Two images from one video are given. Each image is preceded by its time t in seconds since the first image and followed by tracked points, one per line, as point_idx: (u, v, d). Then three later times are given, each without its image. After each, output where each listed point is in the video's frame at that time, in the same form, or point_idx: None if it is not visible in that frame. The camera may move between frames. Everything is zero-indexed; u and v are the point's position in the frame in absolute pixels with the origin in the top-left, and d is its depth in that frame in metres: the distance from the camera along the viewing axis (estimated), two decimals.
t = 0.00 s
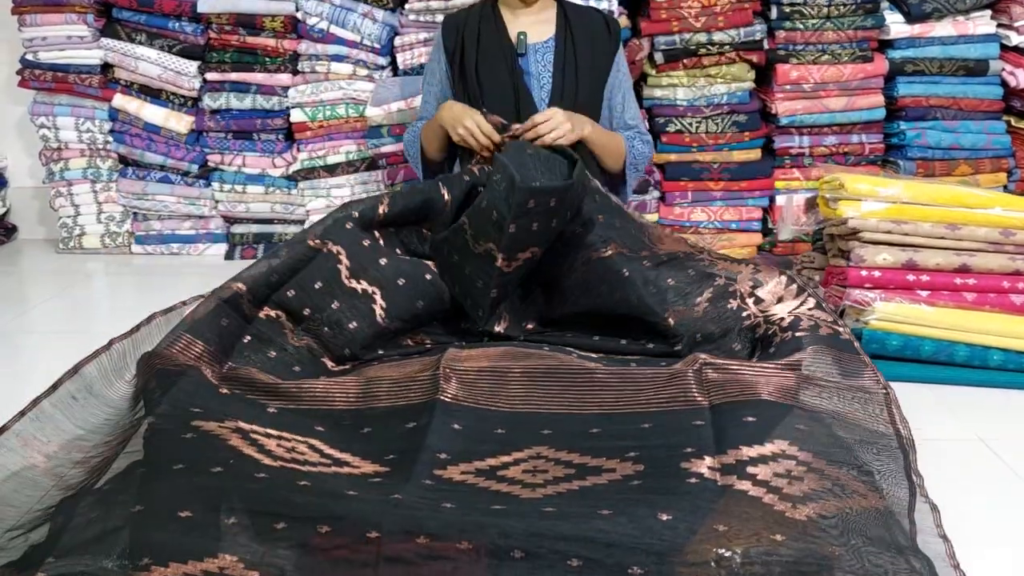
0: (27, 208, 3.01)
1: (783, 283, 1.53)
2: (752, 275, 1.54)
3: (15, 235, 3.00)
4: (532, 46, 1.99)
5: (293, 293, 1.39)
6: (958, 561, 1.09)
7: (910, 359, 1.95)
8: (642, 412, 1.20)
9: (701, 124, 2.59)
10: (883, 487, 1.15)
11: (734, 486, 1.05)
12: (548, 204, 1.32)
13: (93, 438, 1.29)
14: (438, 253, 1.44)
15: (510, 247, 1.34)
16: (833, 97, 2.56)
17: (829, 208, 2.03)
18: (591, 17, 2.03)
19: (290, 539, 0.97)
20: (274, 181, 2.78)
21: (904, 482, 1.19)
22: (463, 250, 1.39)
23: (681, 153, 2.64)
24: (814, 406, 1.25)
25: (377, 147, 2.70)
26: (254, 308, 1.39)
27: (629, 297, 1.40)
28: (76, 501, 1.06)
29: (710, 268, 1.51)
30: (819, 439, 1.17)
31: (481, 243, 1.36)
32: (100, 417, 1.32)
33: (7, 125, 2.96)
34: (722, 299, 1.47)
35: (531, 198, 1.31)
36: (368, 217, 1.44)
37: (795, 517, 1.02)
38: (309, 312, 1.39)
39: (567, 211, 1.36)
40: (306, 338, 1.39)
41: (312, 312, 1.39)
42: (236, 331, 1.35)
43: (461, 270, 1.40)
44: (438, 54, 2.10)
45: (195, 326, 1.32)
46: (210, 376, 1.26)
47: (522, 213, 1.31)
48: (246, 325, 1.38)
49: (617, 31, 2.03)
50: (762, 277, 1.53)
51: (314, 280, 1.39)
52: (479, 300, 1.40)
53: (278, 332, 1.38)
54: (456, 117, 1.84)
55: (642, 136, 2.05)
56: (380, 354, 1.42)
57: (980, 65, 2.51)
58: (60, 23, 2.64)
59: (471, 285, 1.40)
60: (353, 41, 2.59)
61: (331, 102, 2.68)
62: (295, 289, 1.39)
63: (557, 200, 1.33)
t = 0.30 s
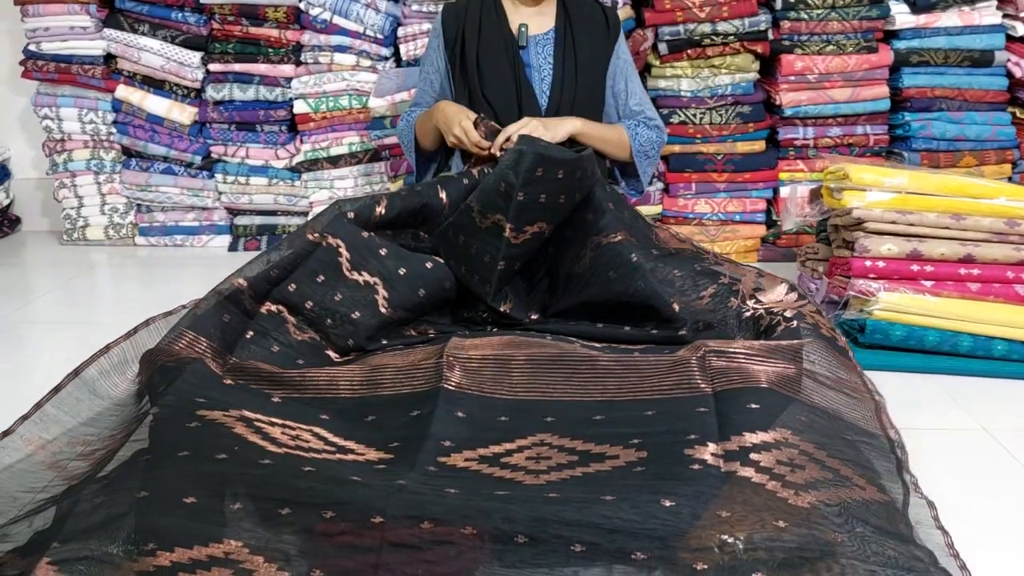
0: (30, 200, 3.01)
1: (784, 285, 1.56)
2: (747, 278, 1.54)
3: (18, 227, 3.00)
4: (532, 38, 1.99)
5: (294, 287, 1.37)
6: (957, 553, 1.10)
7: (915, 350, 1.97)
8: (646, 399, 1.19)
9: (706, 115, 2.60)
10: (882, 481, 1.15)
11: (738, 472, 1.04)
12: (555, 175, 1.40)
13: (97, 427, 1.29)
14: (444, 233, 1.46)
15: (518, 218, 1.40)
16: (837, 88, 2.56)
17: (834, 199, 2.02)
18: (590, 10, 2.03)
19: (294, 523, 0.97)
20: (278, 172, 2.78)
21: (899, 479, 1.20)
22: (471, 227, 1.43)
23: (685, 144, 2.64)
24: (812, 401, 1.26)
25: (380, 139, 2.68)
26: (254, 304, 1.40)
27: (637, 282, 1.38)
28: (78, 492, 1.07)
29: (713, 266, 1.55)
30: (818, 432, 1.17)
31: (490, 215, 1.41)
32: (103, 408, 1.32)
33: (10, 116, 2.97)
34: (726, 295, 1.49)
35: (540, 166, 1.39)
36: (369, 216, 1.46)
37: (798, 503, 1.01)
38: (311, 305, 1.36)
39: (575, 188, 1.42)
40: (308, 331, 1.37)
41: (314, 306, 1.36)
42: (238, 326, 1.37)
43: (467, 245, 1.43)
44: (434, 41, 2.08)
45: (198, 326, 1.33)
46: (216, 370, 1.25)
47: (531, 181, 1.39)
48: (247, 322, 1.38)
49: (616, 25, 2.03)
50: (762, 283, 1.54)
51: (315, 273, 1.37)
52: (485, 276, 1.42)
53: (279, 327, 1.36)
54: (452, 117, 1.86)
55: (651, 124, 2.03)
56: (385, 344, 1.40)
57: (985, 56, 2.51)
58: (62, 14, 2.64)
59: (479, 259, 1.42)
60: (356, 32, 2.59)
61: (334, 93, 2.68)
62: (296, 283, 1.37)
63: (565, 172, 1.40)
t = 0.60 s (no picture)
0: (31, 199, 3.02)
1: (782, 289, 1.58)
2: (745, 281, 1.57)
3: (19, 226, 3.01)
4: (534, 39, 2.00)
5: (294, 288, 1.37)
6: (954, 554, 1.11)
7: (916, 350, 1.98)
8: (646, 398, 1.19)
9: (706, 114, 2.60)
10: (879, 484, 1.15)
11: (738, 472, 1.04)
12: (559, 177, 1.40)
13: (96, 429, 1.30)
14: (445, 234, 1.46)
15: (521, 220, 1.40)
16: (838, 87, 2.57)
17: (834, 198, 2.02)
18: (592, 11, 2.02)
19: (294, 523, 0.97)
20: (279, 171, 2.78)
21: (893, 484, 1.20)
22: (473, 228, 1.43)
23: (686, 142, 2.64)
24: (810, 403, 1.27)
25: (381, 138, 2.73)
26: (253, 305, 1.41)
27: (638, 283, 1.38)
28: (78, 492, 1.08)
29: (712, 269, 1.57)
30: (816, 434, 1.18)
31: (493, 217, 1.41)
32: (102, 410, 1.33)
33: (11, 116, 2.97)
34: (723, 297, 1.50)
35: (544, 168, 1.39)
36: (371, 218, 1.46)
37: (797, 503, 1.02)
38: (311, 308, 1.37)
39: (578, 189, 1.42)
40: (308, 333, 1.38)
41: (314, 307, 1.37)
42: (238, 327, 1.38)
43: (469, 246, 1.43)
44: (436, 38, 2.08)
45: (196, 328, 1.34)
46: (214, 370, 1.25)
47: (535, 184, 1.39)
48: (247, 323, 1.38)
49: (618, 26, 2.03)
50: (760, 287, 1.56)
51: (316, 275, 1.37)
52: (487, 276, 1.42)
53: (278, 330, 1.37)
54: (452, 118, 1.87)
55: (659, 120, 2.02)
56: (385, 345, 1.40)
57: (985, 55, 2.52)
58: (63, 13, 2.64)
59: (480, 259, 1.42)
60: (357, 31, 2.60)
61: (336, 92, 2.68)
62: (295, 284, 1.37)
63: (569, 174, 1.40)
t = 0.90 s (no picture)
0: (33, 196, 3.02)
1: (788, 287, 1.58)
2: (749, 278, 1.56)
3: (21, 224, 3.02)
4: (539, 37, 1.99)
5: (294, 287, 1.38)
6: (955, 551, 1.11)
7: (917, 346, 1.97)
8: (647, 395, 1.19)
9: (708, 111, 2.60)
10: (880, 481, 1.15)
11: (739, 468, 1.04)
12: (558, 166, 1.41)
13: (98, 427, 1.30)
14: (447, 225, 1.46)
15: (520, 210, 1.40)
16: (840, 84, 2.57)
17: (836, 195, 2.02)
18: (596, 8, 2.03)
19: (295, 519, 0.98)
20: (281, 168, 2.78)
21: (895, 482, 1.20)
22: (473, 219, 1.43)
23: (687, 140, 2.64)
24: (812, 400, 1.26)
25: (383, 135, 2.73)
26: (256, 303, 1.40)
27: (640, 277, 1.38)
28: (79, 488, 1.07)
29: (715, 265, 1.56)
30: (817, 430, 1.18)
31: (493, 207, 1.42)
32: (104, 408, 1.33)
33: (13, 113, 2.97)
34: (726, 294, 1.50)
35: (542, 157, 1.40)
36: (370, 219, 1.48)
37: (799, 499, 1.02)
38: (312, 306, 1.37)
39: (577, 181, 1.43)
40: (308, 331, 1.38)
41: (315, 305, 1.37)
42: (240, 327, 1.37)
43: (470, 236, 1.43)
44: (440, 34, 2.07)
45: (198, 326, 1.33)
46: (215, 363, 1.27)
47: (534, 172, 1.40)
48: (249, 322, 1.38)
49: (622, 24, 2.03)
50: (763, 286, 1.55)
51: (316, 273, 1.38)
52: (487, 267, 1.42)
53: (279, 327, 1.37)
54: (449, 111, 1.83)
55: (661, 118, 2.03)
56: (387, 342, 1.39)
57: (987, 52, 2.52)
58: (64, 10, 2.64)
59: (480, 250, 1.42)
60: (359, 28, 2.59)
61: (337, 89, 2.68)
62: (296, 283, 1.38)
63: (567, 164, 1.42)
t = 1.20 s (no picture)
0: (35, 194, 3.02)
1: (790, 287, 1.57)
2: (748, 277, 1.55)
3: (23, 222, 3.02)
4: (542, 35, 1.99)
5: (294, 288, 1.37)
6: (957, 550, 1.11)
7: (920, 345, 1.97)
8: (649, 393, 1.18)
9: (710, 109, 2.59)
10: (881, 479, 1.15)
11: (741, 466, 1.04)
12: (555, 164, 1.41)
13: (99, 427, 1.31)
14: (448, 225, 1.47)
15: (519, 208, 1.40)
16: (842, 82, 2.56)
17: (839, 193, 2.01)
18: (597, 5, 2.03)
19: (297, 517, 0.98)
20: (282, 166, 2.79)
21: (896, 479, 1.20)
22: (472, 218, 1.43)
23: (690, 138, 2.64)
24: (814, 397, 1.26)
25: (384, 133, 2.72)
26: (257, 305, 1.42)
27: (641, 274, 1.37)
28: (81, 486, 1.07)
29: (717, 264, 1.56)
30: (820, 428, 1.17)
31: (492, 207, 1.42)
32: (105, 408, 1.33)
33: (15, 111, 2.97)
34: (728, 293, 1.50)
35: (540, 156, 1.40)
36: (369, 223, 1.51)
37: (801, 498, 1.01)
38: (312, 306, 1.36)
39: (575, 180, 1.43)
40: (308, 332, 1.37)
41: (315, 305, 1.37)
42: (240, 327, 1.37)
43: (469, 234, 1.43)
44: (445, 29, 2.05)
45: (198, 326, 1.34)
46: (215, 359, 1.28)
47: (532, 171, 1.40)
48: (249, 323, 1.39)
49: (622, 20, 2.03)
50: (762, 283, 1.54)
51: (316, 274, 1.38)
52: (486, 266, 1.42)
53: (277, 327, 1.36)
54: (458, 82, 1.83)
55: (660, 115, 2.02)
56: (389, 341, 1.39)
57: (990, 50, 2.52)
58: (66, 8, 2.64)
59: (480, 249, 1.42)
60: (361, 26, 2.59)
61: (339, 87, 2.68)
62: (296, 284, 1.37)
63: (565, 163, 1.41)
